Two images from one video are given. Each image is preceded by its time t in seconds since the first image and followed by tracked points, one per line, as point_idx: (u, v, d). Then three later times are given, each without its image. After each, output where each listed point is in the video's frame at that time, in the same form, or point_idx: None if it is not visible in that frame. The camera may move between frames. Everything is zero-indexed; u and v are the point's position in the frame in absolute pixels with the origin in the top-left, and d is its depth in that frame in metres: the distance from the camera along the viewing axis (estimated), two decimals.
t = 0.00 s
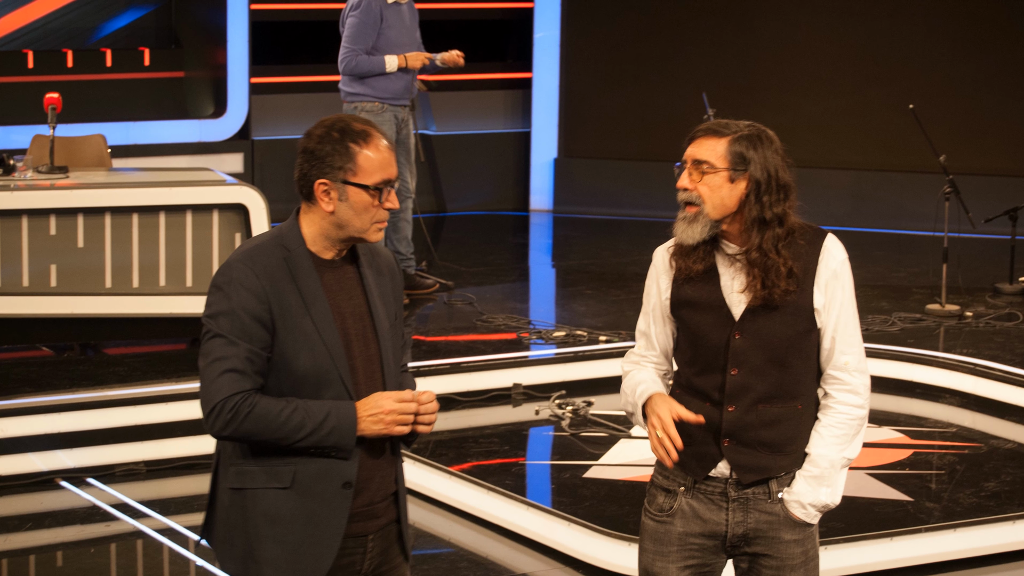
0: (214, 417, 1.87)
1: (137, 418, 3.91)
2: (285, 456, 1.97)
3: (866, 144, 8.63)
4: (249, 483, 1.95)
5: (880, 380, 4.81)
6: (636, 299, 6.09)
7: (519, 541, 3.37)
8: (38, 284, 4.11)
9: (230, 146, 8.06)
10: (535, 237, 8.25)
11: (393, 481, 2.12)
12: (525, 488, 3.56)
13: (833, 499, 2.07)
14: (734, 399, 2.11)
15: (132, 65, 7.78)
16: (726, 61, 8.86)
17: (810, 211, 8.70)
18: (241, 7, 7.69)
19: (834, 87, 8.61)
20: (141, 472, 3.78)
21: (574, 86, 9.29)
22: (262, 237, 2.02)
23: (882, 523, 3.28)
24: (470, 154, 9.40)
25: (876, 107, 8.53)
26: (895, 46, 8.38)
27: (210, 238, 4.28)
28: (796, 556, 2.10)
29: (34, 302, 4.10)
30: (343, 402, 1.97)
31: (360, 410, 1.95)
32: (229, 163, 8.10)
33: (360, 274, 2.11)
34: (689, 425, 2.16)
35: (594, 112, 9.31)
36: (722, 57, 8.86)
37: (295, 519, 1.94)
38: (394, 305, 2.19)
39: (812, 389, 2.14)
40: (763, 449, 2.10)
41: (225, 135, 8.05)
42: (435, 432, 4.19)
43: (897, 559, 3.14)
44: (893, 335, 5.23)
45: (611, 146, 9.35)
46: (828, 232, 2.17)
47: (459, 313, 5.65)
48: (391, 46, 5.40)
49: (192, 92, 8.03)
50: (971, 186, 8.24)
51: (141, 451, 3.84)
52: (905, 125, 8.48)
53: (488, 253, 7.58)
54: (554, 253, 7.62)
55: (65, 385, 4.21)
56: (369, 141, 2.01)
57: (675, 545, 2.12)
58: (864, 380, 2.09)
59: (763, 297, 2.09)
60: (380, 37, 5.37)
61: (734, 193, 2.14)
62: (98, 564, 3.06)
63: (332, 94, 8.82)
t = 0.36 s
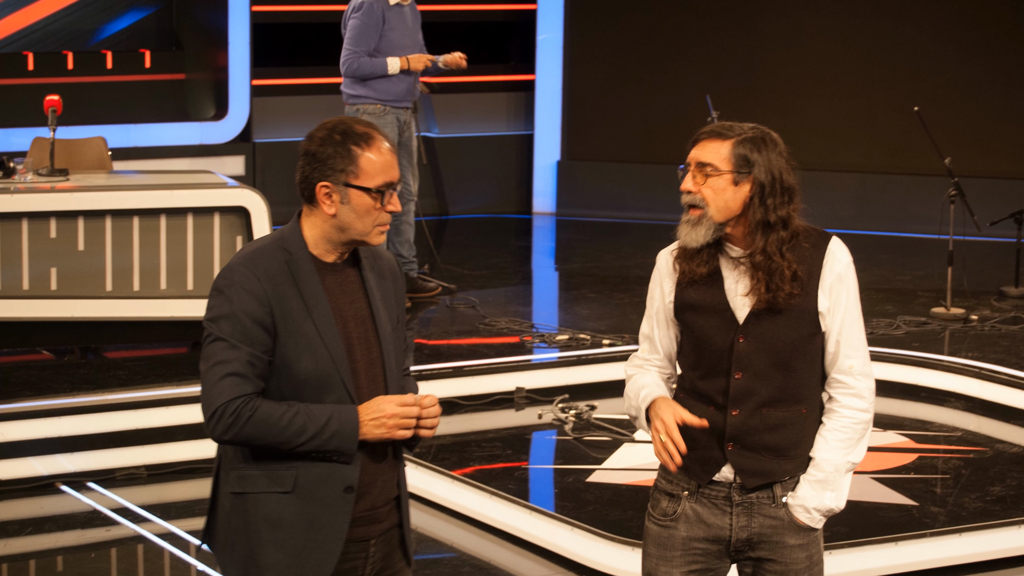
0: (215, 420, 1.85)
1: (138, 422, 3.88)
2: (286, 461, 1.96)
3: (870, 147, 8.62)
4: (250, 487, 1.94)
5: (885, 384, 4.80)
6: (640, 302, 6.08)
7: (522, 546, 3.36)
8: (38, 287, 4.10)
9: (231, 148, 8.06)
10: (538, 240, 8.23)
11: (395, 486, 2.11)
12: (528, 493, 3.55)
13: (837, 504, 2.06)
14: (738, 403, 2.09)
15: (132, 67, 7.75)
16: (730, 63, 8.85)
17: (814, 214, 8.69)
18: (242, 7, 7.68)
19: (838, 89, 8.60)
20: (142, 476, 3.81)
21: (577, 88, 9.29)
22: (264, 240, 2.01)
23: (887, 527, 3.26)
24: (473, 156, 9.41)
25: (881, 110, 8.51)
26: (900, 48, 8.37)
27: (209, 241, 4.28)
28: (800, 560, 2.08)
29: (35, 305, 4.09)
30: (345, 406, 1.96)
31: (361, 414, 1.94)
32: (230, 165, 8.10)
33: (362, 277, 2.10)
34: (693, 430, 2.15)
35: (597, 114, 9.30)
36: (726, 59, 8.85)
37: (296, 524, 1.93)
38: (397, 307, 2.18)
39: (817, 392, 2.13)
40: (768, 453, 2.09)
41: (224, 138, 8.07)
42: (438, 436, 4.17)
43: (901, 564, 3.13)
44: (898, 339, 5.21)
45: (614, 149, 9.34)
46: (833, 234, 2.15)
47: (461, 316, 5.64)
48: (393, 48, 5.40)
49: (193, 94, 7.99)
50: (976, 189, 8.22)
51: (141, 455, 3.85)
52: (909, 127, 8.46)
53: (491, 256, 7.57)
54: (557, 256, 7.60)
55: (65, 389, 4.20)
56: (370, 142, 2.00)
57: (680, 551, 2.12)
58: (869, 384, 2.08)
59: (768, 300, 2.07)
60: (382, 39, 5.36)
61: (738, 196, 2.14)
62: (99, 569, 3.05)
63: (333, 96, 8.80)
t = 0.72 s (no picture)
0: (216, 424, 1.84)
1: (138, 426, 3.88)
2: (288, 465, 1.95)
3: (875, 150, 8.61)
4: (251, 492, 1.93)
5: (890, 388, 4.78)
6: (643, 306, 6.06)
7: (525, 550, 3.34)
8: (38, 290, 4.09)
9: (232, 151, 8.08)
10: (541, 243, 8.22)
11: (398, 490, 2.09)
12: (530, 497, 3.53)
13: (842, 508, 2.05)
14: (743, 407, 2.08)
15: (134, 69, 7.77)
16: (734, 65, 8.84)
17: (819, 216, 8.67)
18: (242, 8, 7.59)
19: (843, 91, 8.58)
20: (143, 480, 3.78)
21: (580, 91, 9.28)
22: (265, 243, 2.00)
23: (892, 532, 3.24)
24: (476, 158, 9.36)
25: (886, 112, 8.50)
26: (905, 50, 8.35)
27: (210, 244, 4.28)
28: (804, 565, 2.07)
29: (35, 309, 4.08)
30: (347, 410, 1.95)
31: (364, 418, 1.93)
32: (231, 168, 8.11)
33: (364, 280, 2.09)
34: (696, 434, 2.14)
35: (600, 117, 9.30)
36: (729, 61, 8.85)
37: (298, 528, 1.92)
38: (399, 310, 2.17)
39: (821, 396, 2.11)
40: (772, 458, 2.07)
41: (227, 140, 7.99)
42: (440, 440, 4.16)
43: (907, 569, 3.11)
44: (902, 342, 5.19)
45: (617, 152, 9.33)
46: (837, 237, 2.14)
47: (463, 320, 5.63)
48: (395, 50, 5.39)
49: (194, 96, 8.03)
50: (981, 192, 8.20)
51: (141, 459, 3.83)
52: (914, 130, 8.45)
53: (494, 260, 7.56)
54: (560, 259, 7.59)
55: (65, 393, 4.19)
56: (371, 144, 2.00)
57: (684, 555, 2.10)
58: (873, 388, 2.06)
59: (772, 304, 2.06)
60: (384, 41, 5.35)
61: (742, 199, 2.12)
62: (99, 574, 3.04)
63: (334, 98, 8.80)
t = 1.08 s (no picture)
0: (217, 428, 1.83)
1: (141, 429, 3.88)
2: (289, 469, 1.94)
3: (879, 152, 8.59)
4: (253, 496, 1.92)
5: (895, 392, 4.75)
6: (647, 309, 6.04)
7: (528, 555, 3.33)
8: (39, 294, 4.09)
9: (233, 153, 7.93)
10: (544, 246, 8.21)
11: (400, 494, 2.08)
12: (533, 502, 3.51)
13: (847, 513, 2.03)
14: (746, 411, 2.07)
15: (135, 71, 7.81)
16: (738, 67, 8.83)
17: (823, 219, 8.65)
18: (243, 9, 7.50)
19: (847, 93, 8.57)
20: (143, 485, 3.75)
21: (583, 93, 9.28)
22: (266, 246, 1.99)
23: (896, 537, 3.23)
24: (479, 161, 9.35)
25: (890, 114, 8.49)
26: (909, 52, 8.34)
27: (211, 248, 4.28)
28: (808, 570, 2.06)
29: (34, 312, 4.07)
30: (349, 413, 1.94)
31: (366, 421, 1.92)
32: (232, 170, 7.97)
33: (366, 284, 2.08)
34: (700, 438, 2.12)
35: (604, 119, 9.29)
36: (733, 63, 8.84)
37: (299, 533, 1.91)
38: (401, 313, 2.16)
39: (826, 400, 2.09)
40: (776, 462, 2.06)
41: (228, 143, 7.89)
42: (442, 444, 4.15)
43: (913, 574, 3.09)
44: (908, 346, 5.17)
45: (621, 154, 9.32)
46: (841, 240, 2.13)
47: (466, 323, 5.61)
48: (397, 52, 5.38)
49: (194, 98, 8.03)
50: (986, 195, 8.18)
51: (142, 463, 3.82)
52: (919, 132, 8.43)
53: (496, 263, 7.55)
54: (563, 262, 7.58)
55: (65, 397, 4.19)
56: (372, 147, 1.99)
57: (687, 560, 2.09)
58: (879, 392, 2.04)
59: (776, 307, 2.05)
60: (386, 43, 5.34)
61: (746, 202, 2.11)
62: None
63: (336, 100, 8.80)
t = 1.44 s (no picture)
0: (218, 432, 1.82)
1: (141, 434, 3.86)
2: (291, 473, 1.93)
3: (883, 154, 8.58)
4: (254, 500, 1.91)
5: (900, 395, 4.73)
6: (650, 313, 6.03)
7: (531, 560, 3.31)
8: (39, 297, 4.08)
9: (235, 155, 7.95)
10: (547, 250, 8.19)
11: (402, 499, 2.07)
12: (536, 506, 3.50)
13: (851, 518, 2.02)
14: (750, 415, 2.05)
15: (136, 74, 7.80)
16: (742, 69, 8.82)
17: (828, 222, 8.63)
18: (245, 11, 7.54)
19: (851, 95, 8.56)
20: (144, 490, 3.78)
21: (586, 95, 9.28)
22: (268, 249, 1.98)
23: (901, 541, 3.21)
24: (481, 164, 9.35)
25: (895, 116, 8.47)
26: (914, 54, 8.32)
27: (212, 251, 4.27)
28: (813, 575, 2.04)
29: (34, 315, 4.07)
30: (351, 417, 1.92)
31: (367, 425, 1.91)
32: (234, 173, 7.98)
33: (368, 287, 2.07)
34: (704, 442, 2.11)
35: (607, 122, 9.29)
36: (737, 66, 8.83)
37: (301, 537, 1.89)
38: (404, 316, 2.15)
39: (831, 404, 2.08)
40: (780, 466, 2.05)
41: (230, 145, 7.90)
42: (445, 448, 4.13)
43: None
44: (912, 349, 5.15)
45: (624, 156, 9.32)
46: (846, 243, 2.11)
47: (468, 327, 5.60)
48: (399, 54, 5.38)
49: (196, 101, 8.03)
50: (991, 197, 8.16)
51: (143, 468, 3.82)
52: (924, 134, 8.42)
53: (499, 266, 7.54)
54: (566, 265, 7.57)
55: (64, 401, 4.18)
56: (378, 149, 1.98)
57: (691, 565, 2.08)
58: (883, 396, 2.03)
59: (780, 310, 2.03)
60: (389, 45, 5.34)
61: (750, 205, 2.10)
62: None
63: (338, 103, 8.78)
